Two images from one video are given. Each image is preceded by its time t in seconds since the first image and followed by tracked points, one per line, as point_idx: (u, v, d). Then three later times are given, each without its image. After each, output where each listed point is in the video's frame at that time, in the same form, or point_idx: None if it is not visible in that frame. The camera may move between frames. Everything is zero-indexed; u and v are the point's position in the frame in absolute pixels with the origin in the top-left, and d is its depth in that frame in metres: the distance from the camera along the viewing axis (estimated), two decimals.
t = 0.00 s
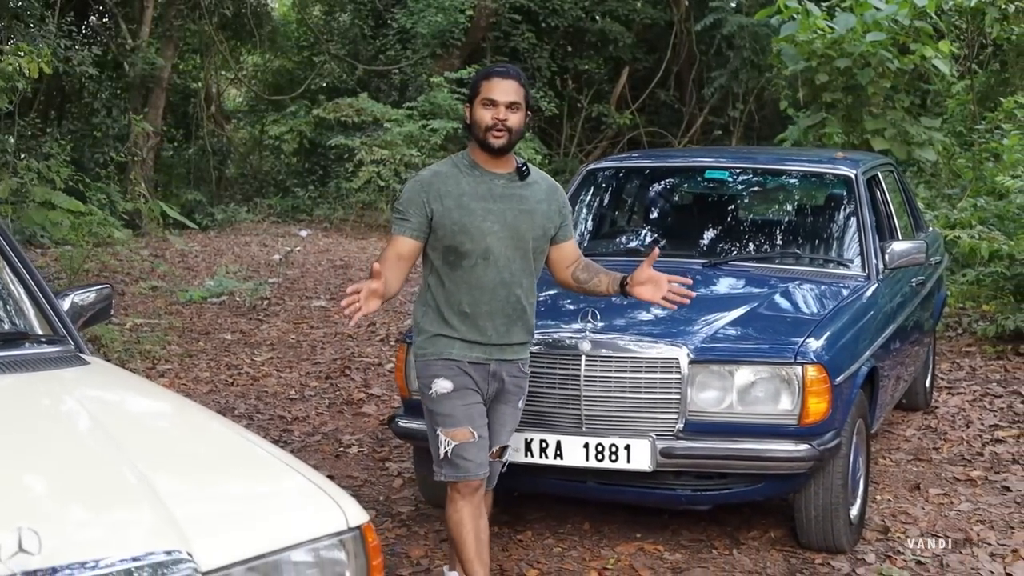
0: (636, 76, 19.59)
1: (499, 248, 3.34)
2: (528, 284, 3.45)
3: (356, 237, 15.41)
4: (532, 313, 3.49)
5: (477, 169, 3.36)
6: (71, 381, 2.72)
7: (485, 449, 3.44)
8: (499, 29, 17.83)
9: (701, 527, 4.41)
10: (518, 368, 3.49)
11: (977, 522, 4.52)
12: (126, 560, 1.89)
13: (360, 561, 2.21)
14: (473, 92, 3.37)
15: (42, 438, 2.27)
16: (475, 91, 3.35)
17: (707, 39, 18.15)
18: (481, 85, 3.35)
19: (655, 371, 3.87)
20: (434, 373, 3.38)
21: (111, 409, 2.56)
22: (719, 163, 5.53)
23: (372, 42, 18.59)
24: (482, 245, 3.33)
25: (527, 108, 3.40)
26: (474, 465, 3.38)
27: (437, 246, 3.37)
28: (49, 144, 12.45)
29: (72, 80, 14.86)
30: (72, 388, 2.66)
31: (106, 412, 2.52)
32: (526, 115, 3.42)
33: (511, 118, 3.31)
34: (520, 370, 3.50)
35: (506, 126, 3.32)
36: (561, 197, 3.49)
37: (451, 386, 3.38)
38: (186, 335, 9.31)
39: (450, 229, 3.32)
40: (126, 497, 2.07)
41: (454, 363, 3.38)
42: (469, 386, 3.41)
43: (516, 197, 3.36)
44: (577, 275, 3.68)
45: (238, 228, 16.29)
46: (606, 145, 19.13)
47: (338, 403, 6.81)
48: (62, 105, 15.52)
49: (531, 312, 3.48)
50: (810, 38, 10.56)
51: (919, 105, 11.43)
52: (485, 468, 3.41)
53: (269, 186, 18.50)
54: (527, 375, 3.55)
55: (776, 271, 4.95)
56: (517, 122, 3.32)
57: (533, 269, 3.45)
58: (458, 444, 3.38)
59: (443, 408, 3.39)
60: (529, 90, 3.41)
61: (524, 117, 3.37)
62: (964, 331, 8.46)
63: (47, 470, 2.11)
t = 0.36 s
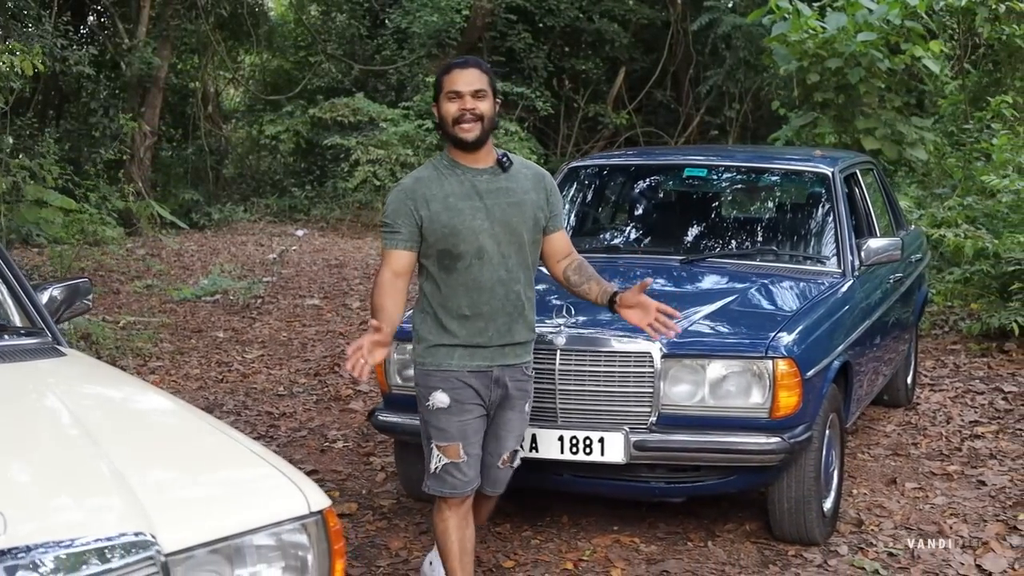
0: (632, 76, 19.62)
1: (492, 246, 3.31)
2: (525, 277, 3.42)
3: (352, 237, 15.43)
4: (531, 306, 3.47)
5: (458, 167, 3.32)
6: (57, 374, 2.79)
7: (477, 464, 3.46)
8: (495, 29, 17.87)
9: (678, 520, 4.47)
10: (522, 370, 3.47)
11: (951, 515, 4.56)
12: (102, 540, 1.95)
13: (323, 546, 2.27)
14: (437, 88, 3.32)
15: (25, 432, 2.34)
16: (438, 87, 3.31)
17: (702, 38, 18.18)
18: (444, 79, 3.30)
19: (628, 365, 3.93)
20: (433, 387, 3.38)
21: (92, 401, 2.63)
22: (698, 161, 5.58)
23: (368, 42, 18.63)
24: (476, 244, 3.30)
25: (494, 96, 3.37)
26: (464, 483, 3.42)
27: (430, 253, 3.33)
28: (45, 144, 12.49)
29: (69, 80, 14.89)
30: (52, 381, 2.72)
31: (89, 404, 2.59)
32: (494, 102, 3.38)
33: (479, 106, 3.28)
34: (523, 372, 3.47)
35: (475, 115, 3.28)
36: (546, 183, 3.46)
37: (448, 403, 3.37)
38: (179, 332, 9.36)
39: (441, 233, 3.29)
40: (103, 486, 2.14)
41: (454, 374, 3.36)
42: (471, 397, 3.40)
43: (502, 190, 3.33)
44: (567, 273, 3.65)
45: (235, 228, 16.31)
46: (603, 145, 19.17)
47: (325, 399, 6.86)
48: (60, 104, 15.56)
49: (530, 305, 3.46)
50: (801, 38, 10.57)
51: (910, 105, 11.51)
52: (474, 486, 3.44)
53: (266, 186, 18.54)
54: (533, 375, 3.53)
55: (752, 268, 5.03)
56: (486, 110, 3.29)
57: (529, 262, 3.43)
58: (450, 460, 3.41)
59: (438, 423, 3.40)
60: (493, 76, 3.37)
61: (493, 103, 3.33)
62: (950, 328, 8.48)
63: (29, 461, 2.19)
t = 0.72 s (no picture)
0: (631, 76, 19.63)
1: (474, 247, 3.18)
2: (510, 277, 3.28)
3: (350, 237, 15.45)
4: (516, 308, 3.33)
5: (441, 168, 3.17)
6: (44, 370, 2.83)
7: (464, 468, 3.37)
8: (494, 29, 17.83)
9: (658, 515, 4.53)
10: (512, 366, 3.30)
11: (929, 510, 4.60)
12: (78, 526, 2.00)
13: (293, 535, 2.32)
14: (426, 84, 3.17)
15: (10, 427, 2.38)
16: (427, 83, 3.16)
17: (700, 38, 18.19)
18: (434, 76, 3.15)
19: (606, 361, 3.99)
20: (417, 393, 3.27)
21: (78, 399, 2.65)
22: (680, 161, 5.63)
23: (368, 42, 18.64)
24: (457, 245, 3.16)
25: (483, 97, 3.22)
26: (450, 488, 3.33)
27: (413, 254, 3.17)
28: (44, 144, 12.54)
29: (69, 80, 14.93)
30: (36, 378, 2.75)
31: (71, 401, 2.62)
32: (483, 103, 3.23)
33: (467, 108, 3.13)
34: (514, 367, 3.31)
35: (462, 116, 3.13)
36: (530, 181, 3.33)
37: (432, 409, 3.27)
38: (175, 331, 9.43)
39: (422, 235, 3.14)
40: (88, 477, 2.20)
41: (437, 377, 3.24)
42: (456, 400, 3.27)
43: (485, 190, 3.20)
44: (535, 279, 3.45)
45: (234, 228, 16.35)
46: (601, 145, 19.19)
47: (316, 396, 6.92)
48: (61, 105, 15.62)
49: (513, 307, 3.32)
50: (796, 38, 10.61)
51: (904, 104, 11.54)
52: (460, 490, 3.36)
53: (266, 186, 18.55)
54: (527, 367, 3.35)
55: (733, 266, 5.10)
56: (473, 112, 3.14)
57: (511, 262, 3.29)
58: (435, 467, 3.33)
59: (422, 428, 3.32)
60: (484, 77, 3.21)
61: (481, 106, 3.18)
62: (940, 327, 8.50)
63: (17, 455, 2.24)
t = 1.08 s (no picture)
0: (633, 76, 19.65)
1: (474, 260, 3.04)
2: (513, 294, 3.11)
3: (352, 237, 15.48)
4: (522, 326, 3.16)
5: (451, 177, 3.06)
6: (42, 367, 2.87)
7: (450, 480, 3.24)
8: (496, 30, 18.01)
9: (646, 511, 4.61)
10: (505, 387, 3.13)
11: (914, 506, 4.63)
12: (66, 515, 2.06)
13: (275, 525, 2.38)
14: (437, 93, 3.07)
15: (9, 424, 2.43)
16: (438, 91, 3.05)
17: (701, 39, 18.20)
18: (445, 84, 3.05)
19: (593, 358, 4.05)
20: (407, 405, 3.16)
21: (82, 398, 2.69)
22: (671, 161, 5.68)
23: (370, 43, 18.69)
24: (456, 257, 3.04)
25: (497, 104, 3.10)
26: (432, 498, 3.24)
27: (415, 262, 3.09)
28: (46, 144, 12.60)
29: (73, 80, 15.01)
30: (37, 376, 2.79)
31: (72, 399, 2.65)
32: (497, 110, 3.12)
33: (480, 116, 3.02)
34: (509, 389, 3.13)
35: (476, 124, 3.02)
36: (546, 196, 3.17)
37: (418, 419, 3.16)
38: (175, 329, 9.49)
39: (422, 244, 3.03)
40: (79, 471, 2.24)
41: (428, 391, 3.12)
42: (444, 415, 3.14)
43: (493, 202, 3.06)
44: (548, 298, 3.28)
45: (236, 227, 16.40)
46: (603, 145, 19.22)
47: (312, 394, 6.99)
48: (66, 105, 15.73)
49: (518, 326, 3.15)
50: (794, 38, 10.61)
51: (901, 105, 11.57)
52: (445, 501, 3.25)
53: (268, 186, 18.63)
54: (521, 390, 3.15)
55: (721, 265, 5.16)
56: (487, 120, 3.03)
57: (518, 277, 3.13)
58: (422, 475, 3.24)
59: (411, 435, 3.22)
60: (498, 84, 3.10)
61: (495, 113, 3.07)
62: (934, 326, 8.53)
63: (15, 450, 2.29)
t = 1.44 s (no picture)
0: (637, 77, 19.68)
1: (503, 258, 2.93)
2: (542, 298, 2.99)
3: (357, 237, 15.51)
4: (551, 333, 3.04)
5: (489, 174, 2.97)
6: (41, 361, 2.92)
7: (459, 491, 3.10)
8: (500, 30, 18.11)
9: (640, 506, 4.67)
10: (530, 394, 3.02)
11: (906, 502, 4.67)
12: (62, 504, 2.10)
13: (267, 516, 2.42)
14: (483, 85, 2.98)
15: (11, 416, 2.47)
16: (483, 84, 2.97)
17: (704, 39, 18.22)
18: (491, 77, 2.95)
19: (586, 355, 4.08)
20: (424, 403, 3.06)
21: (91, 392, 2.74)
22: (668, 161, 5.72)
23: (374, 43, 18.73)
24: (485, 254, 2.93)
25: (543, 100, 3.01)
26: (435, 513, 3.08)
27: (443, 258, 3.00)
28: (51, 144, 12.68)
29: (79, 80, 15.10)
30: (43, 372, 2.83)
31: (76, 392, 2.70)
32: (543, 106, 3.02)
33: (525, 110, 2.92)
34: (534, 397, 3.03)
35: (521, 118, 2.93)
36: (585, 202, 3.04)
37: (432, 422, 3.04)
38: (177, 328, 9.55)
39: (452, 238, 2.95)
40: (78, 461, 2.28)
41: (450, 391, 3.01)
42: (463, 419, 3.03)
43: (528, 203, 2.95)
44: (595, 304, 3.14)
45: (241, 227, 16.45)
46: (607, 145, 19.25)
47: (313, 391, 7.05)
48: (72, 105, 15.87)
49: (547, 332, 3.03)
50: (796, 39, 10.62)
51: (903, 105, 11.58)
52: (452, 514, 3.10)
53: (274, 187, 18.51)
54: (547, 400, 3.04)
55: (715, 264, 5.20)
56: (532, 115, 2.94)
57: (548, 282, 3.01)
58: (426, 485, 3.09)
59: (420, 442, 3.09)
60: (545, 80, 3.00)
61: (540, 108, 2.97)
62: (932, 326, 8.55)
63: (16, 441, 2.33)
